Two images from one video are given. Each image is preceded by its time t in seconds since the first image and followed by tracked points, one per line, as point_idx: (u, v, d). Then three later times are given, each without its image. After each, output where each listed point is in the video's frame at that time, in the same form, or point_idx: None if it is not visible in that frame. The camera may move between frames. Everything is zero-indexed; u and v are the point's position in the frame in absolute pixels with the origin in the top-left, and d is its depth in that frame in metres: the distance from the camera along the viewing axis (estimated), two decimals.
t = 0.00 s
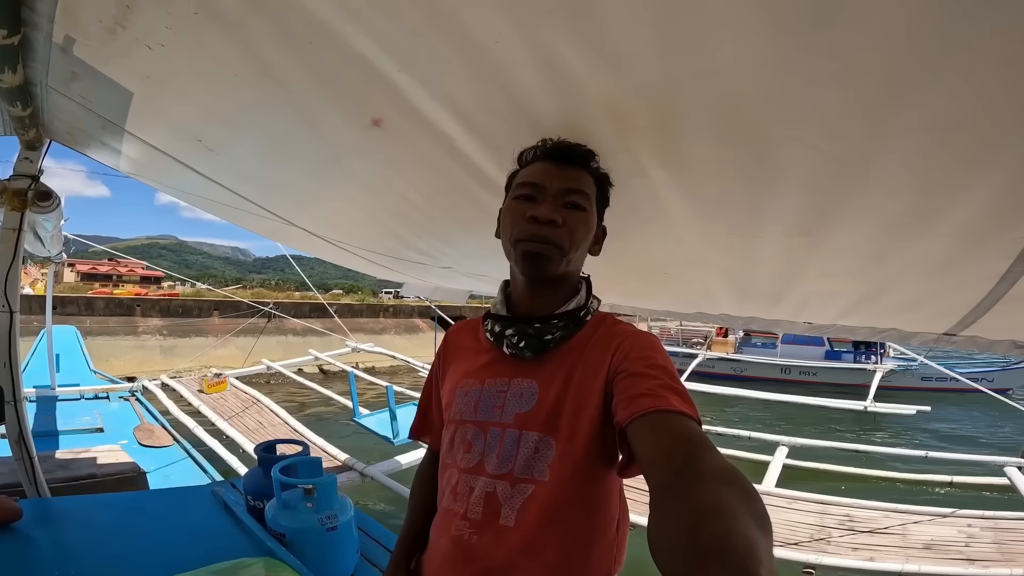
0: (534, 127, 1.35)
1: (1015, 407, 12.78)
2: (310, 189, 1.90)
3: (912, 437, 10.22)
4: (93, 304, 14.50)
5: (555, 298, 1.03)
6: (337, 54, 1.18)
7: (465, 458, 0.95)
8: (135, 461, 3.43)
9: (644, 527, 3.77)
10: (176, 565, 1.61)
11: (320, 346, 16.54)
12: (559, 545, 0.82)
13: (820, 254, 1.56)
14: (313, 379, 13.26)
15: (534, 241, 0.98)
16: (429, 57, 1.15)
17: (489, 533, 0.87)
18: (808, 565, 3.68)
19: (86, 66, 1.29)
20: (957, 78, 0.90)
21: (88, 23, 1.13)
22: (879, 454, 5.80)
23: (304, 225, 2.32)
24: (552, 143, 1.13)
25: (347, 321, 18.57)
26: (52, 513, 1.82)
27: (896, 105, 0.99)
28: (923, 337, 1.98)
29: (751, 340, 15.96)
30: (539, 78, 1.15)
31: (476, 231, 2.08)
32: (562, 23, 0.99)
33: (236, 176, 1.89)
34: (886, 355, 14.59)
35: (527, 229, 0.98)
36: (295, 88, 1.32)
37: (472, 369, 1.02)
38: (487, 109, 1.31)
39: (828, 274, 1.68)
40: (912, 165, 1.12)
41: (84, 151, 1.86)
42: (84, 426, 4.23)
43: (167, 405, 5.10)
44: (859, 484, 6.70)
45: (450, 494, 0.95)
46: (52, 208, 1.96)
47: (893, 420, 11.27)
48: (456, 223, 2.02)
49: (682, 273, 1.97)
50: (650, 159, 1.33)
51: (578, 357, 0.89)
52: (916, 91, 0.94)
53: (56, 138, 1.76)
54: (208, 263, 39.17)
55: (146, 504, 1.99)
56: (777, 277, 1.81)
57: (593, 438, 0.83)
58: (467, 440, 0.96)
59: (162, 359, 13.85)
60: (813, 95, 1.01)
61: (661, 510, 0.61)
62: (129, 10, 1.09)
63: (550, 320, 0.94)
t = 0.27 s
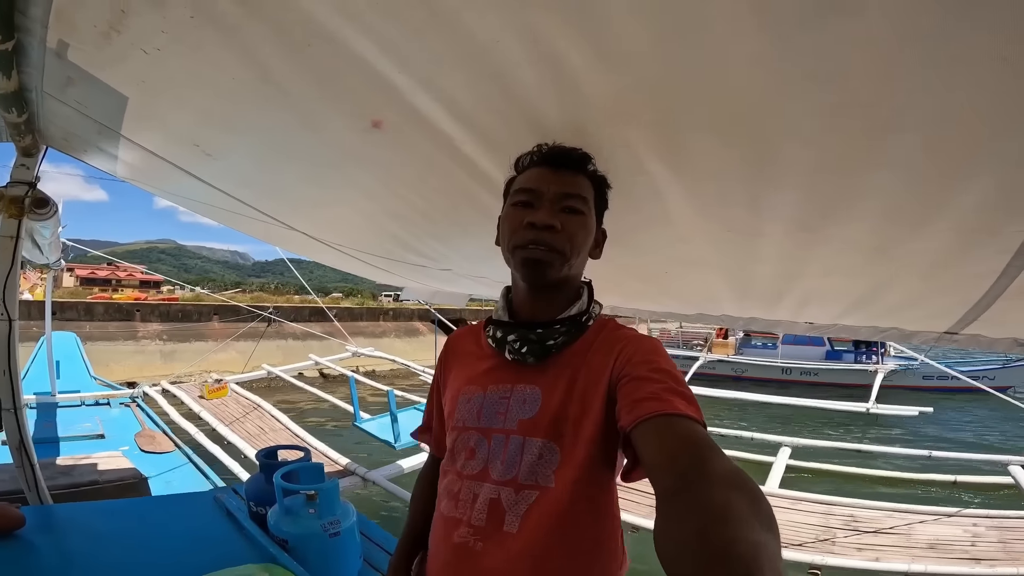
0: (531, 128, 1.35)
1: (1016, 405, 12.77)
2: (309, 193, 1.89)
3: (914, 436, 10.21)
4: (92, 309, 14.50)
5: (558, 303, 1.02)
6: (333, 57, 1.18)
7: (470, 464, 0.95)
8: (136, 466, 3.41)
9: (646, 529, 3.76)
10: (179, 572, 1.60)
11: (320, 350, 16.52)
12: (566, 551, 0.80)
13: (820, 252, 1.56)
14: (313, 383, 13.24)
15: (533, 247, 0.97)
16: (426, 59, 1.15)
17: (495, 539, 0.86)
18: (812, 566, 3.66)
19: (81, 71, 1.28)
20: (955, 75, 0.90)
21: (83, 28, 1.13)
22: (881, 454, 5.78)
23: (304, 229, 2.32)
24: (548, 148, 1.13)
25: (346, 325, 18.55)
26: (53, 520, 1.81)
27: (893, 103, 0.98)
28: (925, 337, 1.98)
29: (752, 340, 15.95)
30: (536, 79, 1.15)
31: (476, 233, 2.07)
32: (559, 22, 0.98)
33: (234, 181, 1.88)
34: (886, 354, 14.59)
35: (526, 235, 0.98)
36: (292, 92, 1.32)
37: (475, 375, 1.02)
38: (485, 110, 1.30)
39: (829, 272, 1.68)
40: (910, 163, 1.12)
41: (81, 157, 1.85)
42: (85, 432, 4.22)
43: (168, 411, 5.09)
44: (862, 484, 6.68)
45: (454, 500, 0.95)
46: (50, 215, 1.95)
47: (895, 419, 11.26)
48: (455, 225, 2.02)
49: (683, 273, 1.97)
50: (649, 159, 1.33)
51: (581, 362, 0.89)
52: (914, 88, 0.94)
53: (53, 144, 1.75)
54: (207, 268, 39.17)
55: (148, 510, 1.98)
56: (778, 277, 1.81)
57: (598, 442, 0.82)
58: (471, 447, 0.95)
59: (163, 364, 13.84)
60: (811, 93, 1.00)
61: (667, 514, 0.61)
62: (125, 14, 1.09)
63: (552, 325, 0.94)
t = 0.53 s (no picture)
0: (528, 132, 1.35)
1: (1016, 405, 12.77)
2: (307, 198, 1.89)
3: (914, 437, 10.20)
4: (92, 312, 14.48)
5: (549, 311, 1.02)
6: (328, 63, 1.18)
7: (464, 471, 0.94)
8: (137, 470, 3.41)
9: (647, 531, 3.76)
10: None
11: (320, 353, 16.52)
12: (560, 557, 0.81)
13: (817, 254, 1.56)
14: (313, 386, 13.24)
15: (526, 256, 0.98)
16: (421, 64, 1.15)
17: (491, 545, 0.86)
18: (813, 568, 3.66)
19: (77, 77, 1.28)
20: (949, 78, 0.90)
21: (79, 34, 1.13)
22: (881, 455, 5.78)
23: (303, 234, 2.32)
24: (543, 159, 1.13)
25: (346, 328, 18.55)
26: (55, 524, 1.81)
27: (888, 106, 0.98)
28: (923, 339, 1.97)
29: (751, 341, 15.95)
30: (532, 84, 1.15)
31: (474, 238, 2.07)
32: (554, 27, 0.98)
33: (233, 187, 1.88)
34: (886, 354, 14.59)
35: (519, 244, 0.99)
36: (289, 97, 1.32)
37: (468, 382, 1.02)
38: (481, 116, 1.30)
39: (826, 274, 1.68)
40: (905, 165, 1.12)
41: (80, 163, 1.85)
42: (86, 436, 4.22)
43: (168, 415, 5.08)
44: (862, 485, 6.68)
45: (449, 507, 0.95)
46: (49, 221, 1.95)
47: (895, 420, 11.25)
48: (453, 229, 2.02)
49: (681, 277, 1.97)
50: (645, 163, 1.33)
51: (573, 368, 0.89)
52: (908, 90, 0.94)
53: (52, 149, 1.74)
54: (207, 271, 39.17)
55: (149, 514, 1.98)
56: (776, 280, 1.80)
57: (592, 448, 0.82)
58: (465, 453, 0.95)
59: (162, 368, 13.83)
60: (806, 95, 1.00)
61: (660, 518, 0.60)
62: (120, 21, 1.09)
63: (544, 330, 0.94)
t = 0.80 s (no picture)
0: (520, 139, 1.35)
1: (1015, 404, 12.78)
2: (303, 202, 1.89)
3: (913, 436, 10.20)
4: (90, 316, 14.57)
5: (543, 312, 1.02)
6: (321, 68, 1.18)
7: (458, 472, 0.94)
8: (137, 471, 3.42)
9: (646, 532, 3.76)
10: None
11: (319, 354, 16.53)
12: (555, 555, 0.81)
13: (812, 261, 1.56)
14: (312, 387, 13.25)
15: (516, 260, 0.99)
16: (413, 71, 1.15)
17: (485, 546, 0.86)
18: (811, 568, 3.66)
19: (73, 80, 1.29)
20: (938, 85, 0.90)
21: (73, 38, 1.13)
22: (879, 455, 5.78)
23: (299, 238, 2.32)
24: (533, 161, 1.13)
25: (346, 329, 18.57)
26: (54, 525, 1.81)
27: (879, 113, 0.98)
28: (920, 341, 1.97)
29: (751, 341, 15.95)
30: (524, 90, 1.15)
31: (469, 244, 2.07)
32: (544, 35, 0.99)
33: (229, 191, 1.89)
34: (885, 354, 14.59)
35: (508, 249, 0.99)
36: (282, 102, 1.32)
37: (462, 383, 1.02)
38: (474, 122, 1.30)
39: (821, 281, 1.67)
40: (897, 172, 1.12)
41: (77, 165, 1.85)
42: (85, 438, 4.23)
43: (168, 416, 5.09)
44: (861, 486, 6.68)
45: (443, 508, 0.95)
46: (48, 224, 1.96)
47: (894, 420, 11.25)
48: (448, 235, 2.02)
49: (677, 282, 1.97)
50: (638, 170, 1.33)
51: (567, 368, 0.89)
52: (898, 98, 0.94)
53: (49, 152, 1.75)
54: (207, 272, 39.21)
55: (148, 515, 1.98)
56: (771, 285, 1.80)
57: (585, 447, 0.83)
58: (458, 454, 0.95)
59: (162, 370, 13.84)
60: (797, 103, 1.00)
61: (656, 517, 0.60)
62: (114, 26, 1.09)
63: (538, 330, 0.94)
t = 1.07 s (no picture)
0: (513, 145, 1.35)
1: (1009, 402, 12.85)
2: (295, 206, 1.89)
3: (909, 434, 10.24)
4: (85, 317, 14.53)
5: (534, 315, 1.03)
6: (312, 73, 1.18)
7: (452, 473, 0.95)
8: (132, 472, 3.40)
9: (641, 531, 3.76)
10: None
11: (315, 355, 16.51)
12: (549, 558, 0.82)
13: (803, 266, 1.56)
14: (309, 388, 13.23)
15: (506, 260, 1.00)
16: (405, 76, 1.15)
17: (480, 548, 0.86)
18: (806, 566, 3.67)
19: (66, 83, 1.28)
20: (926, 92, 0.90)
21: (64, 42, 1.12)
22: (874, 454, 5.80)
23: (293, 241, 2.32)
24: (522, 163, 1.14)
25: (342, 330, 18.54)
26: (50, 526, 1.81)
27: (867, 119, 0.99)
28: (910, 342, 1.98)
29: (747, 341, 15.99)
30: (514, 96, 1.15)
31: (461, 248, 2.07)
32: (535, 42, 0.99)
33: (223, 194, 1.88)
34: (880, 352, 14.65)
35: (498, 249, 1.00)
36: (273, 107, 1.32)
37: (456, 385, 1.02)
38: (465, 127, 1.30)
39: (813, 285, 1.67)
40: (887, 177, 1.13)
41: (70, 167, 1.84)
42: (81, 439, 4.21)
43: (164, 418, 5.07)
44: (856, 485, 6.70)
45: (437, 511, 0.95)
46: (41, 225, 1.95)
47: (889, 419, 11.29)
48: (441, 239, 2.01)
49: (669, 286, 1.97)
50: (628, 176, 1.33)
51: (561, 370, 0.90)
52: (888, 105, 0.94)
53: (42, 155, 1.73)
54: (203, 273, 39.09)
55: (144, 516, 1.98)
56: (762, 289, 1.81)
57: (579, 450, 0.83)
58: (452, 456, 0.96)
59: (157, 371, 13.79)
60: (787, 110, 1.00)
61: (649, 518, 0.61)
62: (104, 31, 1.09)
63: (530, 334, 0.95)
